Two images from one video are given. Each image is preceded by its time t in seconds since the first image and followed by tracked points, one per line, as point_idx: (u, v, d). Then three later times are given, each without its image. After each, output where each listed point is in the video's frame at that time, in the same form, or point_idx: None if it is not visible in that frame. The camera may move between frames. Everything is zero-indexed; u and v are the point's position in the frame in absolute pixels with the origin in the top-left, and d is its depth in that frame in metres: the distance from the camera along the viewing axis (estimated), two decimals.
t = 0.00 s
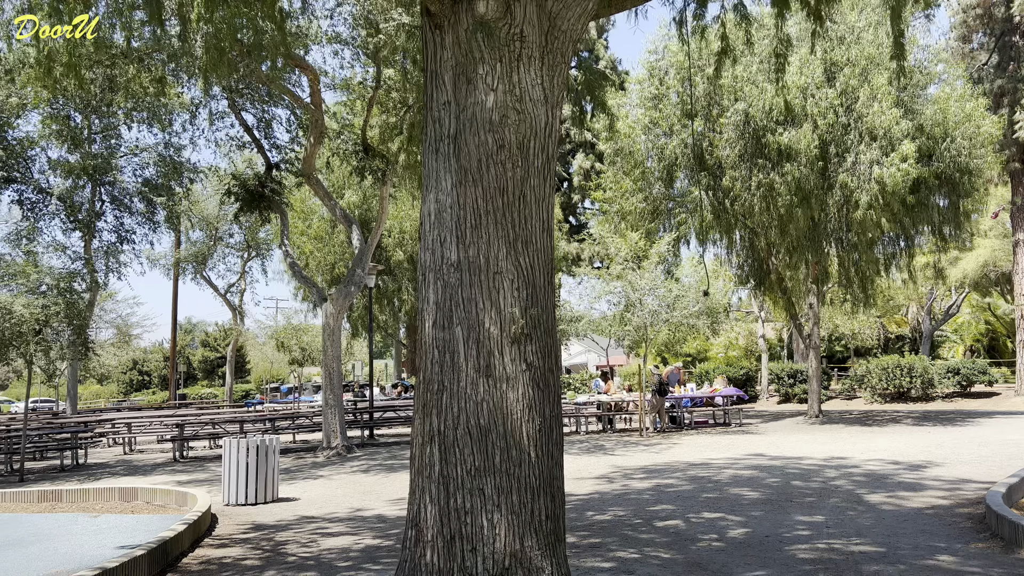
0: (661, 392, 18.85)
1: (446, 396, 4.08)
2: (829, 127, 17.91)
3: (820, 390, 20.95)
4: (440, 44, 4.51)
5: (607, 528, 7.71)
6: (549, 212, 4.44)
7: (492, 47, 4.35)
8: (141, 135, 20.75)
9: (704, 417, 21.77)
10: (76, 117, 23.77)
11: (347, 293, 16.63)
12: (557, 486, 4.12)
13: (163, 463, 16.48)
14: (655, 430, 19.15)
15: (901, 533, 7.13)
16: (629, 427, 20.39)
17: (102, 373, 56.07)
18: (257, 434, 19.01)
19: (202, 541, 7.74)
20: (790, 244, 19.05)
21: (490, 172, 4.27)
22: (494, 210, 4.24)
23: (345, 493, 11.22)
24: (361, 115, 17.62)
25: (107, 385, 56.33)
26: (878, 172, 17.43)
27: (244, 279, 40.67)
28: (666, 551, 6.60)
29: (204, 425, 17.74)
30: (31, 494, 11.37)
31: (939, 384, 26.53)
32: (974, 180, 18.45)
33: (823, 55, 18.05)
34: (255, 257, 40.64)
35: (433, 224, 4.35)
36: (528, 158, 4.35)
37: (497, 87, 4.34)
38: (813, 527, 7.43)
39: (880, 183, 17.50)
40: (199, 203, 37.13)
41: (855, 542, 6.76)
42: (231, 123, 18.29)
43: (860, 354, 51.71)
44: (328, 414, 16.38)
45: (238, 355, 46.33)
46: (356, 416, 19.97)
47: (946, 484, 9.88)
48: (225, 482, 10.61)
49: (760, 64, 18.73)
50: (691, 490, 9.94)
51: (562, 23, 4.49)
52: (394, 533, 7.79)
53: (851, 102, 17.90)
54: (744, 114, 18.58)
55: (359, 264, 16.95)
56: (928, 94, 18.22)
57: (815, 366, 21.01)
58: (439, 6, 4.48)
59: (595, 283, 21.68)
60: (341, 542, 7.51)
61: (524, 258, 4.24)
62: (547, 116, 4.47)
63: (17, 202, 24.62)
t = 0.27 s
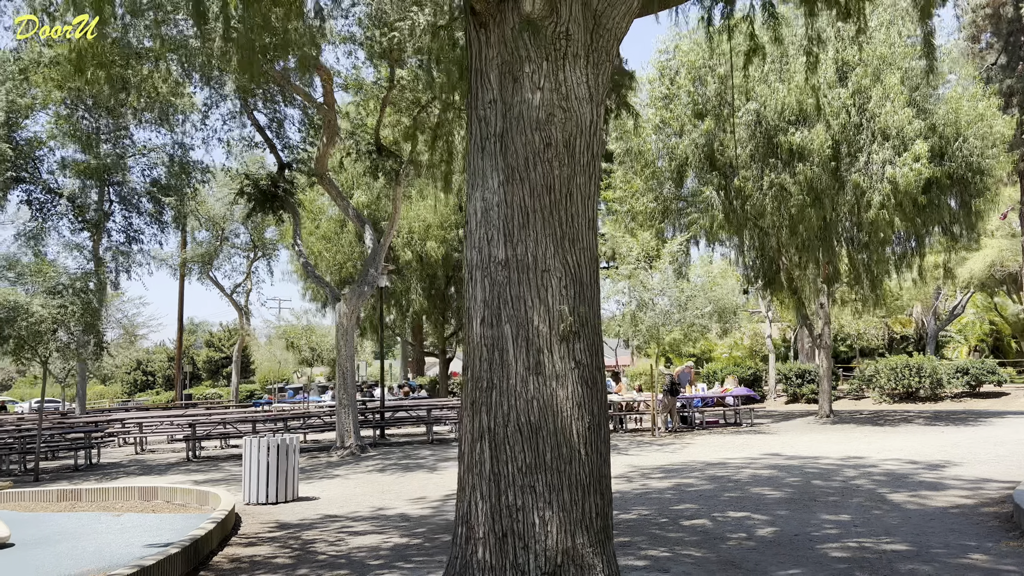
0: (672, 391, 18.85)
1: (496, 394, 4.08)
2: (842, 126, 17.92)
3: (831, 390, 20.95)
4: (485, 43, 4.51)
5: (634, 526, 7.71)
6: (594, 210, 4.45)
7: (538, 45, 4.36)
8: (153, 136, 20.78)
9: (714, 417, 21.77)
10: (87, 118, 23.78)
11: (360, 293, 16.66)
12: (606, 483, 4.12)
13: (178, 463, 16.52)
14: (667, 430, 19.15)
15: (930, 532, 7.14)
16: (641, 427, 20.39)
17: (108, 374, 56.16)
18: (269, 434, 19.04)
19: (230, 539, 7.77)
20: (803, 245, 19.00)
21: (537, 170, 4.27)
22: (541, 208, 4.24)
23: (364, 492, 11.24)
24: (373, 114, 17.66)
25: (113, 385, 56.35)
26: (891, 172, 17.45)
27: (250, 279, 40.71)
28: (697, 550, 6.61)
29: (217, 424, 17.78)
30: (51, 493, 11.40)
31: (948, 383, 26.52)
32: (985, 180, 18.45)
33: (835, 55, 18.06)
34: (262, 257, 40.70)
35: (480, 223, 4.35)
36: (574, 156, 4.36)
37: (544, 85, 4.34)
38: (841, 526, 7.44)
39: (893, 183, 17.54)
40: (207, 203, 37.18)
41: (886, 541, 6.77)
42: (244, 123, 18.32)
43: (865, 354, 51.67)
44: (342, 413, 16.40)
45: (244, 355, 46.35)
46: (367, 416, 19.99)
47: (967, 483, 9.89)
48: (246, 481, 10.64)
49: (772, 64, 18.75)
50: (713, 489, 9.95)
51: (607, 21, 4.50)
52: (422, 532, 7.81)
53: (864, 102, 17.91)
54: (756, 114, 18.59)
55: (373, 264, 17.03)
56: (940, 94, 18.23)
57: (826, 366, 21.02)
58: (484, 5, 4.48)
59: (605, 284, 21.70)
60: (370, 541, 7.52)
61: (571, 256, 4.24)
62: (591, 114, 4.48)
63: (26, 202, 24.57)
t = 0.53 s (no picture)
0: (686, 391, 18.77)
1: (547, 392, 4.07)
2: (857, 125, 17.90)
3: (845, 390, 20.88)
4: (531, 40, 4.50)
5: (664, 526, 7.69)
6: (642, 207, 4.42)
7: (587, 41, 4.34)
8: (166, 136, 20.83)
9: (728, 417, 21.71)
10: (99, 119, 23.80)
11: (376, 292, 16.69)
12: (659, 480, 4.10)
13: (194, 462, 16.54)
14: (681, 429, 19.05)
15: (964, 531, 7.10)
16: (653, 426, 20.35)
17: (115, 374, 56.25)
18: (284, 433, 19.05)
19: (259, 538, 7.74)
20: (818, 246, 18.82)
21: (587, 168, 4.25)
22: (592, 205, 4.22)
23: (385, 491, 11.23)
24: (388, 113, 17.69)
25: (120, 384, 56.43)
26: (907, 171, 17.32)
27: (259, 279, 40.76)
28: (731, 549, 6.60)
29: (233, 423, 17.81)
30: (72, 492, 11.41)
31: (959, 384, 26.40)
32: (1000, 179, 18.39)
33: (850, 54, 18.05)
34: (271, 257, 40.77)
35: (529, 220, 4.33)
36: (623, 153, 4.34)
37: (592, 82, 4.33)
38: (873, 526, 7.40)
39: (909, 182, 17.40)
40: (215, 203, 37.23)
41: (922, 540, 6.73)
42: (258, 123, 18.35)
43: (872, 355, 51.53)
44: (357, 412, 16.44)
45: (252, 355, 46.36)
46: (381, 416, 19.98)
47: (992, 483, 9.86)
48: (267, 481, 10.65)
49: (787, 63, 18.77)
50: (736, 489, 9.91)
51: (655, 18, 4.48)
52: (450, 531, 7.78)
53: (880, 100, 17.88)
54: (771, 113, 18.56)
55: (388, 264, 17.08)
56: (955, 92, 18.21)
57: (839, 366, 20.96)
58: None
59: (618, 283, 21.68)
60: (399, 540, 7.50)
61: (622, 253, 4.22)
62: (639, 110, 4.46)
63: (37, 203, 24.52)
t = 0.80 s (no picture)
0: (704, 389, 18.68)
1: (607, 386, 4.04)
2: (877, 123, 17.86)
3: (863, 389, 20.77)
4: (585, 31, 4.48)
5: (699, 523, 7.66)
6: (698, 200, 4.39)
7: (643, 33, 4.32)
8: (183, 136, 20.85)
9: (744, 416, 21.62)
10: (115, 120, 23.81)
11: (395, 290, 16.72)
12: (720, 475, 4.07)
13: (214, 461, 16.56)
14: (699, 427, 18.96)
15: (1005, 528, 7.05)
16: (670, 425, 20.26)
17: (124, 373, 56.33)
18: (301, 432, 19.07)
19: (293, 534, 7.74)
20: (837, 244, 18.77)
21: (645, 159, 4.22)
22: (650, 197, 4.18)
23: (410, 489, 11.22)
24: (407, 112, 17.68)
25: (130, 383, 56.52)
26: (927, 169, 17.33)
27: (270, 278, 40.80)
28: (772, 546, 6.56)
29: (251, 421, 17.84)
30: (97, 489, 11.42)
31: (975, 383, 26.25)
32: (1020, 176, 18.28)
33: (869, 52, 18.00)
34: (282, 256, 40.83)
35: (585, 213, 4.30)
36: (680, 145, 4.31)
37: (649, 74, 4.30)
38: (912, 523, 7.36)
39: (929, 179, 17.39)
40: (227, 203, 37.25)
41: (964, 537, 6.69)
42: (276, 122, 18.31)
43: (882, 354, 51.31)
44: (376, 411, 16.45)
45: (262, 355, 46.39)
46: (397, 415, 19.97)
47: (1023, 481, 9.79)
48: (293, 478, 10.67)
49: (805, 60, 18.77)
50: (765, 487, 9.87)
51: (711, 9, 4.45)
52: (485, 528, 7.76)
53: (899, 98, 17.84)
54: (789, 110, 18.50)
55: (406, 263, 17.04)
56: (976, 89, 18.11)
57: (857, 365, 20.86)
58: None
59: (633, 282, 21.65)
60: (434, 537, 7.49)
61: (681, 246, 4.19)
62: (694, 102, 4.43)
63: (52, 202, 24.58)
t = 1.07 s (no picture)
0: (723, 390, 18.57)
1: (667, 386, 4.00)
2: (898, 122, 17.76)
3: (882, 389, 20.64)
4: (639, 29, 4.44)
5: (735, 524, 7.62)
6: (755, 199, 4.35)
7: (700, 31, 4.28)
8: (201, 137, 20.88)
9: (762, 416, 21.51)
10: (131, 122, 23.87)
11: (415, 290, 16.73)
12: (782, 477, 4.03)
13: (235, 461, 16.60)
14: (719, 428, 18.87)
15: None
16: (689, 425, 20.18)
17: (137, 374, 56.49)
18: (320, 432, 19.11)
19: (328, 534, 7.75)
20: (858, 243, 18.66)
21: (704, 158, 4.18)
22: (708, 196, 4.14)
23: (436, 489, 11.21)
24: (426, 111, 17.67)
25: (142, 384, 56.67)
26: (949, 167, 17.25)
27: (283, 279, 40.88)
28: (814, 547, 6.52)
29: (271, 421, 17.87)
30: (124, 489, 11.46)
31: (994, 383, 26.05)
32: None
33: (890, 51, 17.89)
34: (295, 257, 40.89)
35: (641, 213, 4.26)
36: (738, 143, 4.27)
37: (706, 72, 4.26)
38: (951, 525, 7.31)
39: (951, 179, 17.31)
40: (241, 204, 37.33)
41: (1007, 539, 6.64)
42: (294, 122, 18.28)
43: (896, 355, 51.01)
44: (397, 411, 16.45)
45: (274, 355, 46.45)
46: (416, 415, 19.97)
47: None
48: (321, 478, 10.68)
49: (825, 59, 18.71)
50: (796, 487, 9.82)
51: (767, 7, 4.41)
52: (520, 529, 7.75)
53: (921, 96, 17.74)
54: (809, 109, 18.40)
55: (426, 263, 17.05)
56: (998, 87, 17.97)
57: (876, 365, 20.74)
58: None
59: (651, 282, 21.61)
60: (470, 537, 7.48)
61: (740, 245, 4.15)
62: (750, 100, 4.38)
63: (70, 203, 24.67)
